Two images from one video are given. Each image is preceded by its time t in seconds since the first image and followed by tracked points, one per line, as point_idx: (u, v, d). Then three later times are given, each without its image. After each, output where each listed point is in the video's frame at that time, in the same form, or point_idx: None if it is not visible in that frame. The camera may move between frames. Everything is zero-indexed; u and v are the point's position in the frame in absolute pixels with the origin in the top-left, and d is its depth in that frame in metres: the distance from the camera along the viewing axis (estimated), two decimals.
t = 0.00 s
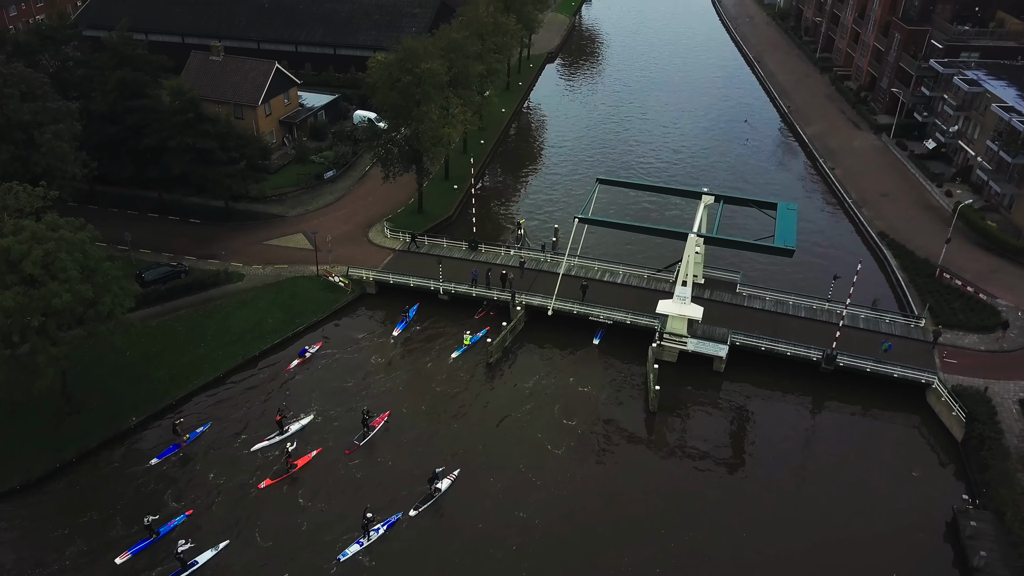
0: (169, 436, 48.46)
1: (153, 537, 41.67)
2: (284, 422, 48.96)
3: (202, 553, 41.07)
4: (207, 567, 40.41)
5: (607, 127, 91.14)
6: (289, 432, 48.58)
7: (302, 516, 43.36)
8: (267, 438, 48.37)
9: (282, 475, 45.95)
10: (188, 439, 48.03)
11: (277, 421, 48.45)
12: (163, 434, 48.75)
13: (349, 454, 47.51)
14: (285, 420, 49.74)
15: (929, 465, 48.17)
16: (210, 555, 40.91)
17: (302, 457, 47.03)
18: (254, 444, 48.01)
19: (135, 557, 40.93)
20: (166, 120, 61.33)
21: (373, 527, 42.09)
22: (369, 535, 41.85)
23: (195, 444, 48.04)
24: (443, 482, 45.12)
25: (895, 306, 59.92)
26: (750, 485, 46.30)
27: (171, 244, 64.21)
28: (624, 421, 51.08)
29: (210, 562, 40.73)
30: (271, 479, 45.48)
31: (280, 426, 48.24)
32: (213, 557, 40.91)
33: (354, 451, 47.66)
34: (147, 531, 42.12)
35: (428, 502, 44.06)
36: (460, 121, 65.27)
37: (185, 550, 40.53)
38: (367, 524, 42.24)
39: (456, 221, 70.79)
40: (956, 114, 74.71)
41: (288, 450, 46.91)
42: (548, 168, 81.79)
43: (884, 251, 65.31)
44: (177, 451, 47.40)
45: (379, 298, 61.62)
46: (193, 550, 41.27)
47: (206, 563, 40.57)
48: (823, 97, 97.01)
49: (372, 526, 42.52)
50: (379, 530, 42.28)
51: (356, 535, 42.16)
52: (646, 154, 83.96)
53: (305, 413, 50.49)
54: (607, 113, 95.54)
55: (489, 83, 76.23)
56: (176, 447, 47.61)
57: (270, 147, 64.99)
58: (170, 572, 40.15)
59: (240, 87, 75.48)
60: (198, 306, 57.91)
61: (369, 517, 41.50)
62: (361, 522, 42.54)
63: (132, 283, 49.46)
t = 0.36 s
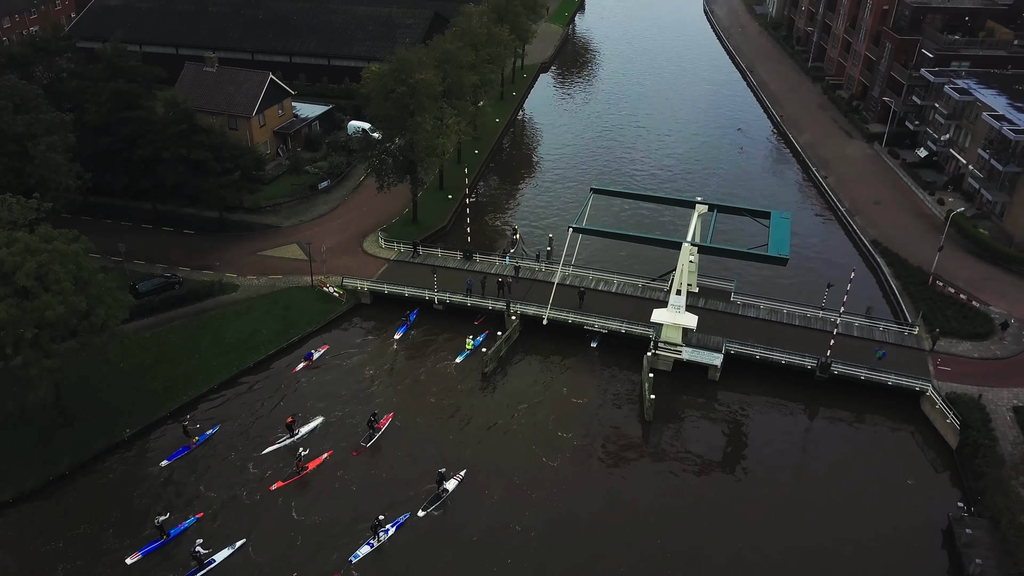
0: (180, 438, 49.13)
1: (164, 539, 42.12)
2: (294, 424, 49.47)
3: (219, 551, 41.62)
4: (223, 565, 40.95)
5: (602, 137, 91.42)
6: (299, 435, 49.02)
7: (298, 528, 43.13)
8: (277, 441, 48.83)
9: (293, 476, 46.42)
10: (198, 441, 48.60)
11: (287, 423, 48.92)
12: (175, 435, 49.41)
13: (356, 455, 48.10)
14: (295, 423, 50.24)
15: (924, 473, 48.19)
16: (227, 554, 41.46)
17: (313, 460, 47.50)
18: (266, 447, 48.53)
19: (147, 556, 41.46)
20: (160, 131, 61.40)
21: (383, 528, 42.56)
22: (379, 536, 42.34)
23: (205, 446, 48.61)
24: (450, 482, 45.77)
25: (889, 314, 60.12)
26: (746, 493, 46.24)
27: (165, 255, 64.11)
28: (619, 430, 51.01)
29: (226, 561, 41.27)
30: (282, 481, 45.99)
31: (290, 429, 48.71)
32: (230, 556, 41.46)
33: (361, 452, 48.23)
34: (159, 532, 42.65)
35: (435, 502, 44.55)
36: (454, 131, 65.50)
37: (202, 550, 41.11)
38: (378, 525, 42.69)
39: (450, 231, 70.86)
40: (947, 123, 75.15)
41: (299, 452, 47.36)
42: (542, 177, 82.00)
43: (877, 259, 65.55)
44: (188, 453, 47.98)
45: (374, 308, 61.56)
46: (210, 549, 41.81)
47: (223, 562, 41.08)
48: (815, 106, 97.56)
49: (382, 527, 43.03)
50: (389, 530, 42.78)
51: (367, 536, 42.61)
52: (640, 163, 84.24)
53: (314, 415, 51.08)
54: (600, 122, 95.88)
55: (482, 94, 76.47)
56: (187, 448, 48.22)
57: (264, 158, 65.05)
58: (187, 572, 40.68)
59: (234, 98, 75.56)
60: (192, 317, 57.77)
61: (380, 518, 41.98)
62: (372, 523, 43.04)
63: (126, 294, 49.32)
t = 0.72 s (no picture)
0: (190, 440, 49.62)
1: (175, 539, 42.61)
2: (304, 427, 50.00)
3: (235, 551, 42.09)
4: (239, 565, 41.42)
5: (595, 147, 91.79)
6: (309, 437, 49.58)
7: (293, 539, 42.93)
8: (288, 443, 49.36)
9: (304, 478, 46.87)
10: (207, 442, 49.09)
11: (297, 425, 49.46)
12: (184, 438, 49.91)
13: (363, 455, 48.75)
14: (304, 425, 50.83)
15: (919, 480, 48.26)
16: (243, 554, 41.91)
17: (323, 463, 48.00)
18: (277, 450, 48.97)
19: (158, 557, 41.94)
20: (153, 142, 61.46)
21: (393, 527, 43.09)
22: (389, 536, 42.83)
23: (214, 449, 49.09)
24: (456, 484, 46.23)
25: (883, 322, 60.34)
26: (741, 502, 46.24)
27: (159, 267, 64.03)
28: (614, 439, 50.99)
29: (243, 560, 41.73)
30: (294, 483, 46.42)
31: (300, 431, 49.25)
32: (246, 555, 41.90)
33: (367, 453, 48.86)
34: (169, 533, 43.10)
35: (442, 504, 45.02)
36: (448, 141, 65.68)
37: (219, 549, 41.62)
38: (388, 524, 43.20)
39: (445, 241, 70.96)
40: (939, 132, 75.32)
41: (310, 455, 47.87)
42: (536, 187, 82.26)
43: (870, 268, 65.83)
44: (197, 455, 48.49)
45: (368, 319, 61.54)
46: (225, 549, 42.30)
47: (239, 561, 41.53)
48: (808, 116, 98.14)
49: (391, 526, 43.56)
50: (398, 530, 43.31)
51: (377, 536, 43.06)
52: (634, 173, 84.54)
53: (323, 417, 51.70)
54: (594, 132, 96.42)
55: (476, 104, 76.69)
56: (196, 451, 48.70)
57: (259, 169, 65.11)
58: (203, 571, 41.16)
59: (228, 109, 75.65)
60: (186, 328, 57.67)
61: (390, 518, 42.52)
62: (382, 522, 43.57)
63: (120, 306, 49.13)
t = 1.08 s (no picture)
0: (202, 440, 50.33)
1: (186, 540, 43.09)
2: (312, 429, 50.60)
3: (252, 551, 42.61)
4: (257, 565, 41.89)
5: (589, 156, 92.09)
6: (318, 440, 50.18)
7: (287, 551, 42.74)
8: (297, 446, 49.93)
9: (314, 481, 47.39)
10: (218, 443, 49.75)
11: (306, 428, 50.04)
12: (196, 439, 50.61)
13: (368, 456, 49.39)
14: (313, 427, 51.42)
15: (914, 488, 48.28)
16: (261, 554, 42.40)
17: (333, 466, 48.54)
18: (287, 453, 49.51)
19: (170, 557, 42.41)
20: (148, 153, 61.50)
21: (401, 527, 43.67)
22: (398, 535, 43.41)
23: (225, 449, 49.77)
24: (463, 485, 46.92)
25: (877, 330, 60.55)
26: (736, 512, 46.16)
27: (153, 277, 63.98)
28: (609, 448, 50.94)
29: (260, 560, 42.18)
30: (303, 485, 46.91)
31: (310, 434, 49.87)
32: (263, 556, 42.39)
33: (373, 454, 49.51)
34: (181, 534, 43.58)
35: (449, 505, 45.64)
36: (443, 151, 65.94)
37: (236, 549, 42.13)
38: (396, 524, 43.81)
39: (439, 251, 71.06)
40: (930, 140, 76.08)
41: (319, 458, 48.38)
42: (530, 196, 82.53)
43: (863, 275, 66.10)
44: (209, 455, 49.15)
45: (363, 329, 61.53)
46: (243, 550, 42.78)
47: (256, 561, 42.02)
48: (800, 124, 98.68)
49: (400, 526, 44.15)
50: (407, 529, 43.92)
51: (385, 536, 43.62)
52: (627, 182, 84.82)
53: (331, 420, 52.27)
54: (588, 141, 96.88)
55: (470, 114, 76.99)
56: (207, 450, 49.35)
57: (253, 179, 65.20)
58: (220, 571, 41.60)
59: (222, 119, 75.75)
60: (181, 338, 57.56)
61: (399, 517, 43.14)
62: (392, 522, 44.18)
63: (114, 317, 48.89)
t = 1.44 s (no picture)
0: (211, 441, 50.99)
1: (197, 540, 43.49)
2: (321, 432, 51.13)
3: (267, 551, 43.03)
4: (272, 565, 42.28)
5: (582, 166, 92.37)
6: (326, 442, 50.73)
7: (281, 563, 42.40)
8: (306, 448, 50.40)
9: (323, 484, 47.72)
10: (227, 444, 50.36)
11: (316, 430, 50.53)
12: (205, 440, 51.25)
13: (374, 457, 49.98)
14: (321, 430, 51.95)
15: (909, 496, 48.23)
16: (275, 554, 42.82)
17: (341, 468, 48.91)
18: (296, 455, 49.98)
19: (181, 558, 42.77)
20: (141, 164, 61.52)
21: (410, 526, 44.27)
22: (407, 534, 44.03)
23: (234, 450, 50.39)
24: (469, 486, 47.50)
25: (870, 338, 60.72)
26: (731, 521, 46.02)
27: (147, 289, 63.85)
28: (604, 458, 50.83)
29: (274, 561, 42.58)
30: (313, 488, 47.27)
31: (318, 436, 50.41)
32: (277, 556, 42.81)
33: (378, 455, 50.13)
34: (192, 535, 44.00)
35: (456, 504, 46.20)
36: (437, 161, 66.16)
37: (251, 549, 42.58)
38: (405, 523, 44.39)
39: (434, 261, 71.11)
40: (921, 149, 76.59)
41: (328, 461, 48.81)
42: (525, 205, 82.74)
43: (857, 284, 66.34)
44: (218, 456, 49.75)
45: (358, 340, 61.47)
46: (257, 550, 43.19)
47: (271, 561, 42.42)
48: (793, 133, 99.21)
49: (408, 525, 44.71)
50: (415, 527, 44.51)
51: (394, 535, 44.20)
52: (621, 191, 85.09)
53: (339, 423, 52.79)
54: (582, 150, 97.31)
55: (464, 125, 77.27)
56: (217, 451, 49.99)
57: (247, 191, 65.28)
58: (235, 570, 41.97)
59: (216, 131, 75.79)
60: (174, 350, 57.37)
61: (408, 516, 43.76)
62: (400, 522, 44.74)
63: (107, 329, 48.69)
